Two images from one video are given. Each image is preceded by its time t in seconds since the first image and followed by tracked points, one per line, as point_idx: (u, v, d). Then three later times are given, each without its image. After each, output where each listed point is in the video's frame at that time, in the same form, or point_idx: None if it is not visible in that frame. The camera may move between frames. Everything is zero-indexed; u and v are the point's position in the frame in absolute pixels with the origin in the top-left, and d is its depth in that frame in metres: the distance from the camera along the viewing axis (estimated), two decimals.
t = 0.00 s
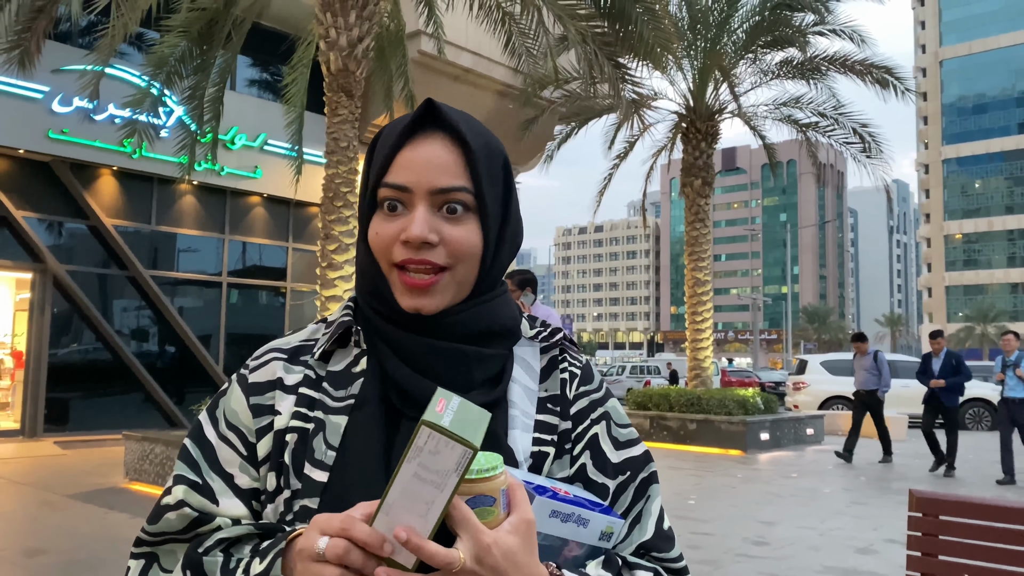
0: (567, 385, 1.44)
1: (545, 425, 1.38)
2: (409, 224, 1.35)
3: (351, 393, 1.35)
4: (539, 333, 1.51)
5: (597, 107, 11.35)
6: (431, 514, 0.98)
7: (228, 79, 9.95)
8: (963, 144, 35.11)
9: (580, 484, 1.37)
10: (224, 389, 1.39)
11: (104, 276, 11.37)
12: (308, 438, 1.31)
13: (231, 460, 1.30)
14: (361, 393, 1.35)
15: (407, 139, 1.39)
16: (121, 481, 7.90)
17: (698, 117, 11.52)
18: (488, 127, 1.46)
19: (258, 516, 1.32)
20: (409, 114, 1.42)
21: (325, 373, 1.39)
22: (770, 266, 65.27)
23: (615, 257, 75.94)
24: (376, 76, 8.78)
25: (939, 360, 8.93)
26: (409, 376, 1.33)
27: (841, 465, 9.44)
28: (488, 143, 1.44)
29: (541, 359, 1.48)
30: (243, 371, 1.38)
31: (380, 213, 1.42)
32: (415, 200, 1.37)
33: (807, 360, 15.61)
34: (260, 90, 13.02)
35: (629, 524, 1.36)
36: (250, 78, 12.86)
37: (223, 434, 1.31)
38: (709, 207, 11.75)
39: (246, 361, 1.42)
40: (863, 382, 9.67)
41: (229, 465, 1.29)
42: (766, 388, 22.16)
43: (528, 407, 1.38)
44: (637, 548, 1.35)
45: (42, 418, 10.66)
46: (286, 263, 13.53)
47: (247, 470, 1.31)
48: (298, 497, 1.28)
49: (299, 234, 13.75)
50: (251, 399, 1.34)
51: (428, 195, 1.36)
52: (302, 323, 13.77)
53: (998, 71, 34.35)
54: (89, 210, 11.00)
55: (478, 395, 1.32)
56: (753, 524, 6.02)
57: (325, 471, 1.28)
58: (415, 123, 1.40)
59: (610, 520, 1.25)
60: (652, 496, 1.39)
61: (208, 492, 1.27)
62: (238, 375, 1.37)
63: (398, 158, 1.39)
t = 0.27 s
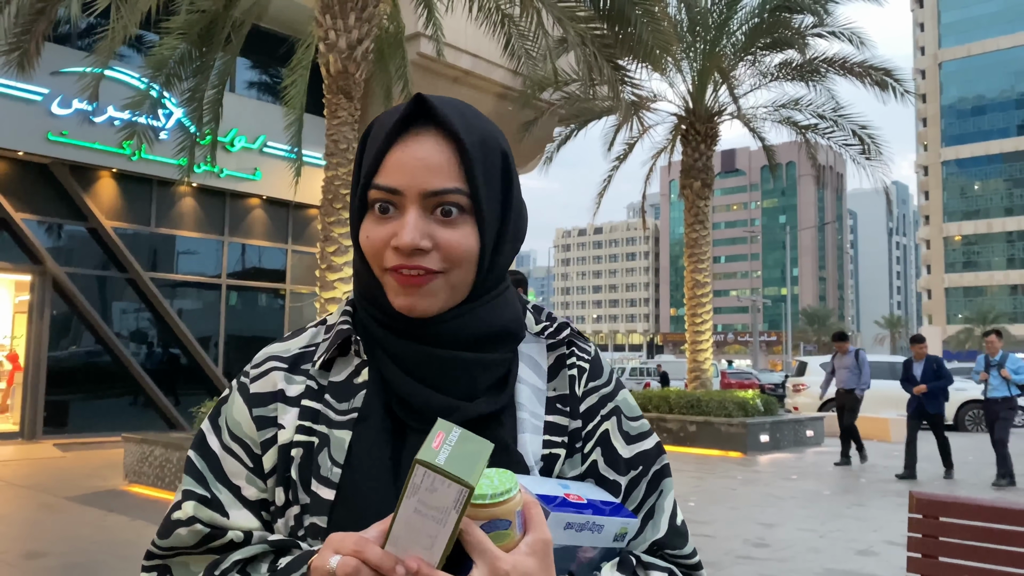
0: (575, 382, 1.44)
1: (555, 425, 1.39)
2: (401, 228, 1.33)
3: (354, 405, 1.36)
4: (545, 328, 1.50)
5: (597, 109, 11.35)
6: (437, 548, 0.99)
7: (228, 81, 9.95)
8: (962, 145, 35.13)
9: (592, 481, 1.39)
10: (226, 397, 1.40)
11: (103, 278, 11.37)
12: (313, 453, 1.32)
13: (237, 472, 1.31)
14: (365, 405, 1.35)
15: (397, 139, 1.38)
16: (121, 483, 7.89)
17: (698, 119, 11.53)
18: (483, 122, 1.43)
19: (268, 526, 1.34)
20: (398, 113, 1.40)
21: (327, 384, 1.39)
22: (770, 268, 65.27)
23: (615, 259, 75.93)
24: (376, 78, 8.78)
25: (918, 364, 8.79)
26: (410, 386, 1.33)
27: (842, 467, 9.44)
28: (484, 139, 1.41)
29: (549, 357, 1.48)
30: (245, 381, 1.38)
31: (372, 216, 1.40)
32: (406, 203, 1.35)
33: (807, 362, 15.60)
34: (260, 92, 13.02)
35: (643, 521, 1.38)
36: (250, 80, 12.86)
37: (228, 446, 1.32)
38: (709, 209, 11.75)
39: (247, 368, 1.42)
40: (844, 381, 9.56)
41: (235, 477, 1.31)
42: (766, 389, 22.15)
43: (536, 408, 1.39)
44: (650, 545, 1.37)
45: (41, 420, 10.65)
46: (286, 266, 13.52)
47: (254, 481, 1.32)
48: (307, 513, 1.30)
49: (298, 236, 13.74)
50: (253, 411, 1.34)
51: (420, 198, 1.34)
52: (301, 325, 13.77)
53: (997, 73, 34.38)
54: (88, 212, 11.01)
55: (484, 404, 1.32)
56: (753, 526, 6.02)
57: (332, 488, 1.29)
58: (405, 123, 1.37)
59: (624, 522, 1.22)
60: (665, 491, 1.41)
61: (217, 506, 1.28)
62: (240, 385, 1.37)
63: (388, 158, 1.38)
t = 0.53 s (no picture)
0: (609, 376, 1.43)
1: (591, 421, 1.39)
2: (424, 228, 1.32)
3: (387, 409, 1.35)
4: (576, 322, 1.49)
5: (596, 110, 11.36)
6: (484, 563, 0.98)
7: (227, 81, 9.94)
8: (961, 147, 35.15)
9: (631, 475, 1.39)
10: (255, 403, 1.38)
11: (102, 279, 11.35)
12: (348, 458, 1.32)
13: (269, 481, 1.30)
14: (397, 409, 1.34)
15: (419, 133, 1.36)
16: (120, 484, 7.88)
17: (697, 120, 11.53)
18: (507, 112, 1.41)
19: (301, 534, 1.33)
20: (419, 107, 1.38)
21: (357, 388, 1.38)
22: (769, 269, 65.30)
23: (614, 260, 75.94)
24: (374, 79, 8.77)
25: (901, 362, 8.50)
26: (442, 387, 1.32)
27: (841, 468, 9.43)
28: (507, 130, 1.39)
29: (581, 351, 1.47)
30: (273, 388, 1.36)
31: (395, 213, 1.40)
32: (429, 201, 1.34)
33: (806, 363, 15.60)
34: (259, 93, 13.01)
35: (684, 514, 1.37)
36: (249, 81, 12.85)
37: (259, 454, 1.31)
38: (708, 209, 11.75)
39: (274, 374, 1.40)
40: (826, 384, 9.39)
41: (267, 486, 1.30)
42: (764, 390, 22.17)
43: (570, 403, 1.39)
44: (692, 538, 1.36)
45: (40, 421, 10.63)
46: (285, 267, 13.51)
47: (286, 489, 1.31)
48: (344, 520, 1.30)
49: (297, 236, 13.73)
50: (283, 418, 1.33)
51: (442, 196, 1.33)
52: (300, 326, 13.76)
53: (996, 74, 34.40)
54: (87, 213, 10.99)
55: (518, 403, 1.31)
56: (753, 527, 6.01)
57: (369, 495, 1.29)
58: (426, 117, 1.36)
59: (668, 516, 1.21)
60: (704, 482, 1.40)
61: (251, 516, 1.27)
62: (269, 392, 1.36)
63: (410, 154, 1.36)
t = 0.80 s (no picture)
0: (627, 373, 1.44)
1: (610, 419, 1.39)
2: (441, 230, 1.32)
3: (406, 412, 1.34)
4: (593, 320, 1.50)
5: (594, 111, 11.36)
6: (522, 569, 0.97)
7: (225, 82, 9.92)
8: (959, 147, 35.16)
9: (649, 471, 1.40)
10: (271, 410, 1.38)
11: (101, 279, 11.34)
12: (368, 463, 1.31)
13: (288, 486, 1.31)
14: (417, 411, 1.33)
15: (438, 135, 1.36)
16: (118, 485, 7.87)
17: (695, 121, 11.54)
18: (525, 115, 1.41)
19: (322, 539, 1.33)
20: (437, 108, 1.38)
21: (376, 391, 1.38)
22: (767, 270, 65.34)
23: (613, 260, 75.94)
24: (372, 79, 8.77)
25: (887, 365, 8.44)
26: (462, 390, 1.31)
27: (839, 469, 9.44)
28: (525, 133, 1.39)
29: (598, 349, 1.48)
30: (290, 394, 1.37)
31: (411, 215, 1.40)
32: (446, 203, 1.34)
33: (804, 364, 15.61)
34: (257, 94, 13.00)
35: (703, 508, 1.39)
36: (248, 81, 12.84)
37: (276, 461, 1.32)
38: (706, 210, 11.76)
39: (290, 379, 1.40)
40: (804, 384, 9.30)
41: (286, 492, 1.30)
42: (762, 391, 22.19)
43: (590, 402, 1.39)
44: (712, 533, 1.38)
45: (38, 422, 10.62)
46: (283, 267, 13.51)
47: (305, 495, 1.31)
48: (367, 525, 1.29)
49: (296, 237, 13.73)
50: (301, 424, 1.33)
51: (461, 199, 1.33)
52: (298, 326, 13.77)
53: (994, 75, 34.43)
54: (86, 213, 10.98)
55: (537, 403, 1.30)
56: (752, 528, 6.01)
57: (391, 499, 1.27)
58: (444, 119, 1.35)
59: (689, 513, 1.23)
60: (722, 477, 1.43)
61: (270, 522, 1.28)
62: (286, 398, 1.36)
63: (427, 155, 1.36)
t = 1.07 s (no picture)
0: (623, 377, 1.43)
1: (605, 422, 1.38)
2: (437, 230, 1.32)
3: (401, 413, 1.34)
4: (590, 322, 1.49)
5: (593, 111, 11.36)
6: (509, 568, 0.97)
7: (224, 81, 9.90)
8: (957, 148, 35.21)
9: (644, 475, 1.39)
10: (266, 409, 1.38)
11: (99, 279, 11.33)
12: (361, 464, 1.31)
13: (281, 486, 1.30)
14: (411, 412, 1.33)
15: (433, 134, 1.36)
16: (116, 485, 7.87)
17: (693, 121, 11.54)
18: (521, 115, 1.41)
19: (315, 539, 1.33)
20: (434, 108, 1.38)
21: (370, 392, 1.38)
22: (766, 270, 65.38)
23: (611, 260, 75.94)
24: (371, 79, 8.76)
25: (871, 362, 8.44)
26: (456, 391, 1.31)
27: (837, 469, 9.45)
28: (521, 134, 1.39)
29: (595, 352, 1.47)
30: (284, 394, 1.37)
31: (407, 214, 1.40)
32: (442, 203, 1.34)
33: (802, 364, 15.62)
34: (255, 93, 12.99)
35: (698, 513, 1.38)
36: (246, 80, 12.83)
37: (270, 460, 1.31)
38: (705, 210, 11.76)
39: (285, 379, 1.40)
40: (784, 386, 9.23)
41: (279, 492, 1.30)
42: (760, 391, 22.22)
43: (585, 405, 1.38)
44: (707, 538, 1.36)
45: (36, 422, 10.60)
46: (281, 267, 13.50)
47: (299, 495, 1.31)
48: (360, 525, 1.29)
49: (294, 237, 13.72)
50: (296, 424, 1.33)
51: (456, 198, 1.33)
52: (297, 326, 13.76)
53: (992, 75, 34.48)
54: (84, 213, 10.97)
55: (532, 403, 1.30)
56: (750, 528, 6.01)
57: (384, 500, 1.28)
58: (440, 119, 1.35)
59: (682, 517, 1.23)
60: (718, 482, 1.41)
61: (263, 522, 1.28)
62: (280, 398, 1.36)
63: (423, 155, 1.36)
